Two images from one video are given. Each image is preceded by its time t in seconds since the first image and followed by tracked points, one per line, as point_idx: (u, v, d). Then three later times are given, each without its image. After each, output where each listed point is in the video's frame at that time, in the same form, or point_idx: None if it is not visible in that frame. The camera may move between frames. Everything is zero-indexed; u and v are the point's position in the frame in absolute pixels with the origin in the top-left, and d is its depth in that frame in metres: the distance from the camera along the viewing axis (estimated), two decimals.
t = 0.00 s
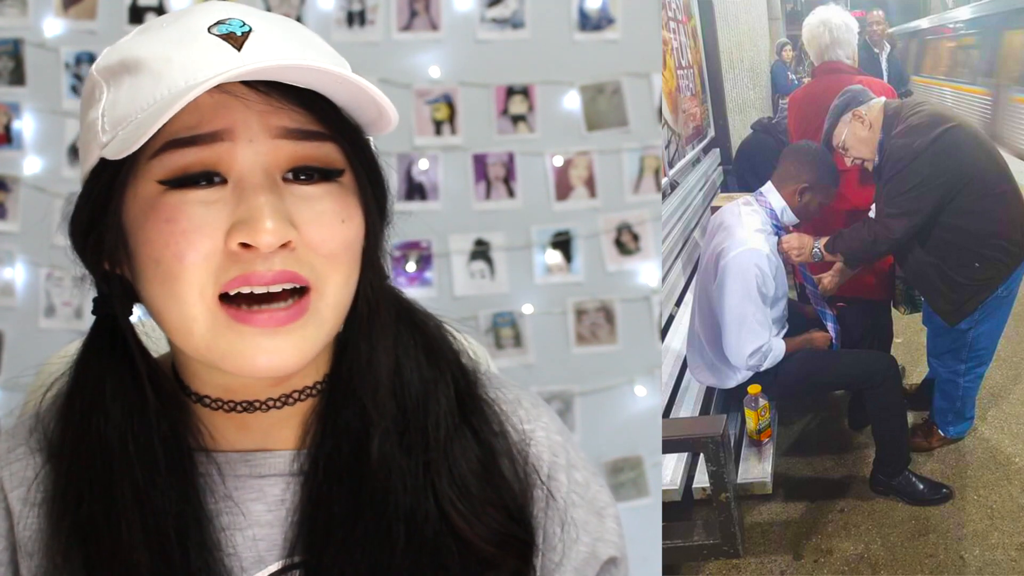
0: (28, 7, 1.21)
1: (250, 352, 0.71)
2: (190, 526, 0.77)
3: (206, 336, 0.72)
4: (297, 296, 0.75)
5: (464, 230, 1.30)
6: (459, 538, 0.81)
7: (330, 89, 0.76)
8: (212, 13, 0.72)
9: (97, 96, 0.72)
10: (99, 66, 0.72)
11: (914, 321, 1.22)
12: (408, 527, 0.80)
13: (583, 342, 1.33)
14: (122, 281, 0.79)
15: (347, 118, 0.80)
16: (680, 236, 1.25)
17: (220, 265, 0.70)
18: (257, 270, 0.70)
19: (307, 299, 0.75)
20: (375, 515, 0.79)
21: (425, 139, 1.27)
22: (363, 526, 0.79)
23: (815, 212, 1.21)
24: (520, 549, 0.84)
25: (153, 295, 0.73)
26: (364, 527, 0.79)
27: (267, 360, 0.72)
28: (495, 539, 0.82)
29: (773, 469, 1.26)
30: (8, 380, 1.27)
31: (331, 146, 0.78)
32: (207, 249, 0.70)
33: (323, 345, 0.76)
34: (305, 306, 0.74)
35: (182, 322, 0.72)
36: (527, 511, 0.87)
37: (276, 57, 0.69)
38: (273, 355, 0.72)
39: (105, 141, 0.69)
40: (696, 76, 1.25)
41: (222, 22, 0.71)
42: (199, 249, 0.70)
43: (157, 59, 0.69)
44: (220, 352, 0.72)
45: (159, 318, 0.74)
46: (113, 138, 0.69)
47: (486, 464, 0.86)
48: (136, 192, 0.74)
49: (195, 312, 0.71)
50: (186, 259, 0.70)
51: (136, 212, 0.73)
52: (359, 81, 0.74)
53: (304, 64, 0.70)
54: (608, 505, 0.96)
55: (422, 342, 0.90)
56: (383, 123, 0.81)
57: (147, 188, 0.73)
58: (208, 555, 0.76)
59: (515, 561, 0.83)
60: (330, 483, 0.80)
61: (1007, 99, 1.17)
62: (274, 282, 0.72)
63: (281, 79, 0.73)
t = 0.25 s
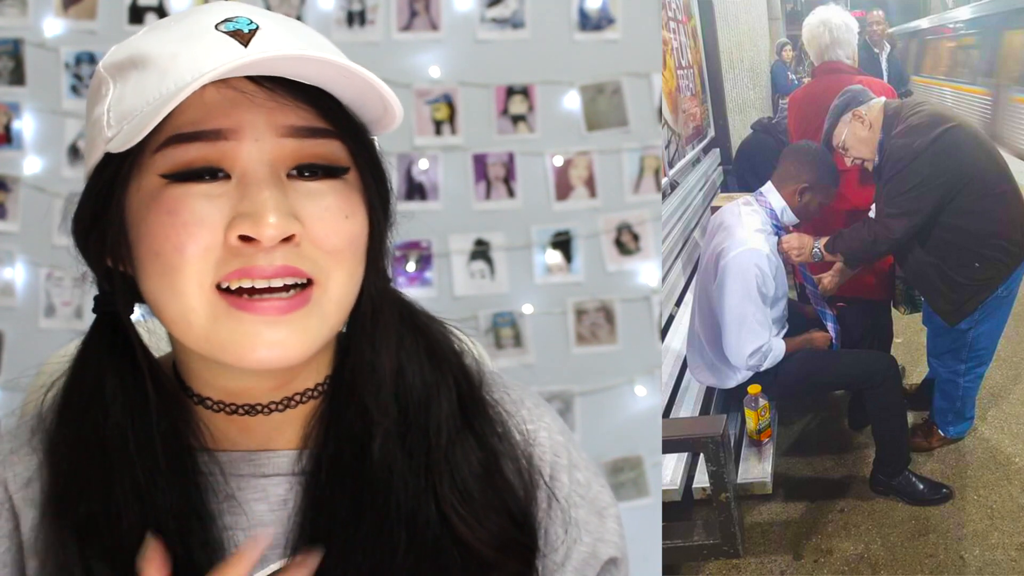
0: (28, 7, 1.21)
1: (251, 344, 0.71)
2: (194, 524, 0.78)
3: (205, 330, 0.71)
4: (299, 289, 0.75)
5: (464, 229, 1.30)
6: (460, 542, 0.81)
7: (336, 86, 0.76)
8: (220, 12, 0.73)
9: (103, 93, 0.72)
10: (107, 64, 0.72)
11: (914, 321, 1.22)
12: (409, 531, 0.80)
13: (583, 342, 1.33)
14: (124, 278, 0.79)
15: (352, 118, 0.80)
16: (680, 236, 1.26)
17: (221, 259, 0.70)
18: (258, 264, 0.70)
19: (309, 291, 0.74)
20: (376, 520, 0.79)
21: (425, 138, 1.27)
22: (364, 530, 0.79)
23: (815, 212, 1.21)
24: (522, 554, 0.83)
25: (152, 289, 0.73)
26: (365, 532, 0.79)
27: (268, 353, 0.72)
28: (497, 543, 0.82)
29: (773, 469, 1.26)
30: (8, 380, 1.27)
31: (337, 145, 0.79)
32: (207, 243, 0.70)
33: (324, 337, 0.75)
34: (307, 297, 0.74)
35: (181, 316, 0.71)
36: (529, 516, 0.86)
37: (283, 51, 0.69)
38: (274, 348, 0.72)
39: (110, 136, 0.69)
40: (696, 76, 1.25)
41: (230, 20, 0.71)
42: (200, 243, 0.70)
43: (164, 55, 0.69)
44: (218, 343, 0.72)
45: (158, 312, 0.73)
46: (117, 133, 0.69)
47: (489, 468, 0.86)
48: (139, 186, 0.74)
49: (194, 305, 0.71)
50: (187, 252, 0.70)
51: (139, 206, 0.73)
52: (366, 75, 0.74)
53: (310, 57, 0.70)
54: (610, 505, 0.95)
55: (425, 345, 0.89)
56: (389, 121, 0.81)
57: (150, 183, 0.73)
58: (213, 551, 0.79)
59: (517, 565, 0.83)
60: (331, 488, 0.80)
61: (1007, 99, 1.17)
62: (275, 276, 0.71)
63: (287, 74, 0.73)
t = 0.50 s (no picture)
0: (28, 7, 1.21)
1: (245, 338, 0.71)
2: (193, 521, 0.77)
3: (199, 320, 0.71)
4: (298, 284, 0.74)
5: (464, 230, 1.30)
6: (459, 543, 0.81)
7: (345, 90, 0.76)
8: (237, 9, 0.73)
9: (116, 85, 0.72)
10: (120, 56, 0.72)
11: (914, 321, 1.22)
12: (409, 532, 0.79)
13: (583, 342, 1.33)
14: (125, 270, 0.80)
15: (360, 122, 0.80)
16: (680, 236, 1.26)
17: (219, 253, 0.70)
18: (255, 262, 0.70)
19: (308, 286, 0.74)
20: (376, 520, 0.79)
21: (425, 138, 1.27)
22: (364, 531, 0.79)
23: (815, 212, 1.21)
24: (523, 556, 0.83)
25: (151, 282, 0.72)
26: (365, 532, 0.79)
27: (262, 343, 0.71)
28: (497, 545, 0.82)
29: (773, 469, 1.26)
30: (8, 380, 1.27)
31: (338, 149, 0.78)
32: (206, 236, 0.70)
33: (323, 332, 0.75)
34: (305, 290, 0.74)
35: (179, 308, 0.71)
36: (530, 518, 0.86)
37: (296, 56, 0.69)
38: (269, 337, 0.71)
39: (120, 129, 0.69)
40: (696, 76, 1.25)
41: (246, 19, 0.71)
42: (199, 236, 0.70)
43: (178, 52, 0.69)
44: (212, 335, 0.71)
45: (157, 304, 0.73)
46: (128, 127, 0.69)
47: (489, 469, 0.86)
48: (146, 181, 0.74)
49: (190, 296, 0.70)
50: (185, 245, 0.69)
51: (144, 199, 0.73)
52: (376, 84, 0.75)
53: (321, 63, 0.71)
54: (608, 506, 0.95)
55: (425, 348, 0.89)
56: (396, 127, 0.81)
57: (157, 177, 0.73)
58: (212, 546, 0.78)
59: (518, 567, 0.82)
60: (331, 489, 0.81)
61: (1007, 99, 1.17)
62: (272, 275, 0.71)
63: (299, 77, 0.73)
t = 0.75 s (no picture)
0: (28, 7, 1.21)
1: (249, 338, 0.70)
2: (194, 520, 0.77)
3: (206, 320, 0.71)
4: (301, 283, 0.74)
5: (464, 230, 1.30)
6: (462, 540, 0.81)
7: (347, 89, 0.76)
8: (239, 10, 0.73)
9: (118, 85, 0.72)
10: (123, 56, 0.73)
11: (914, 321, 1.22)
12: (411, 529, 0.79)
13: (583, 342, 1.33)
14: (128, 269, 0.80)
15: (362, 122, 0.80)
16: (680, 236, 1.26)
17: (224, 252, 0.70)
18: (259, 261, 0.70)
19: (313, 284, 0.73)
20: (378, 518, 0.79)
21: (425, 138, 1.27)
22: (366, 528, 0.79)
23: (815, 212, 1.21)
24: (525, 553, 0.83)
25: (156, 280, 0.72)
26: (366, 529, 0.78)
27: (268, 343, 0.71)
28: (499, 542, 0.82)
29: (773, 469, 1.26)
30: (8, 380, 1.27)
31: (340, 149, 0.78)
32: (211, 235, 0.70)
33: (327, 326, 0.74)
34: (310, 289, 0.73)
35: (182, 306, 0.71)
36: (532, 514, 0.86)
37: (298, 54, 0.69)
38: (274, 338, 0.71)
39: (122, 129, 0.69)
40: (696, 76, 1.25)
41: (248, 20, 0.71)
42: (203, 235, 0.70)
43: (180, 52, 0.69)
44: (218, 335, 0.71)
45: (161, 302, 0.73)
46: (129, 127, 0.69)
47: (491, 467, 0.86)
48: (149, 179, 0.74)
49: (195, 296, 0.70)
50: (190, 244, 0.70)
51: (148, 198, 0.73)
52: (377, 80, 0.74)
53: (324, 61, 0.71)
54: (609, 504, 0.95)
55: (427, 346, 0.89)
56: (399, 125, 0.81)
57: (160, 177, 0.73)
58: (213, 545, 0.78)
59: (520, 564, 0.82)
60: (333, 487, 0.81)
61: (1007, 99, 1.17)
62: (277, 274, 0.71)
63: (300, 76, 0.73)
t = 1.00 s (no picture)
0: (28, 7, 1.21)
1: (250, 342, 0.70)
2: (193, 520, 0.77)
3: (206, 324, 0.71)
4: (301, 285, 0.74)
5: (464, 230, 1.30)
6: (461, 541, 0.80)
7: (349, 90, 0.76)
8: (240, 10, 0.73)
9: (119, 85, 0.72)
10: (124, 56, 0.73)
11: (914, 321, 1.22)
12: (410, 530, 0.79)
13: (583, 342, 1.33)
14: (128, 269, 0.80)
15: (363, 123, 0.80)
16: (680, 236, 1.26)
17: (225, 253, 0.70)
18: (260, 261, 0.70)
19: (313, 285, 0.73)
20: (378, 518, 0.79)
21: (425, 138, 1.27)
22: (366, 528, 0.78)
23: (815, 212, 1.21)
24: (525, 553, 0.83)
25: (156, 281, 0.72)
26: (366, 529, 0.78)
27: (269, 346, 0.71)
28: (499, 542, 0.82)
29: (773, 469, 1.26)
30: (8, 380, 1.27)
31: (342, 150, 0.78)
32: (212, 237, 0.70)
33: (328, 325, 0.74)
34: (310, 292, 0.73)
35: (182, 308, 0.71)
36: (531, 515, 0.86)
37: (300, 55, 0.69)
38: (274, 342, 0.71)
39: (123, 129, 0.69)
40: (696, 76, 1.25)
41: (249, 20, 0.71)
42: (205, 236, 0.70)
43: (181, 52, 0.69)
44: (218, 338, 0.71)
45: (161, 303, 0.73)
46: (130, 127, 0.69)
47: (491, 467, 0.86)
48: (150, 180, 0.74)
49: (196, 299, 0.70)
50: (191, 245, 0.70)
51: (148, 199, 0.73)
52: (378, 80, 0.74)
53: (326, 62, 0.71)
54: (609, 505, 0.95)
55: (427, 347, 0.89)
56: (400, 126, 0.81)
57: (161, 177, 0.73)
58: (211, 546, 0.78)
59: (519, 565, 0.82)
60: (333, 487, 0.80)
61: (1007, 99, 1.17)
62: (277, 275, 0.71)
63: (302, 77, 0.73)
